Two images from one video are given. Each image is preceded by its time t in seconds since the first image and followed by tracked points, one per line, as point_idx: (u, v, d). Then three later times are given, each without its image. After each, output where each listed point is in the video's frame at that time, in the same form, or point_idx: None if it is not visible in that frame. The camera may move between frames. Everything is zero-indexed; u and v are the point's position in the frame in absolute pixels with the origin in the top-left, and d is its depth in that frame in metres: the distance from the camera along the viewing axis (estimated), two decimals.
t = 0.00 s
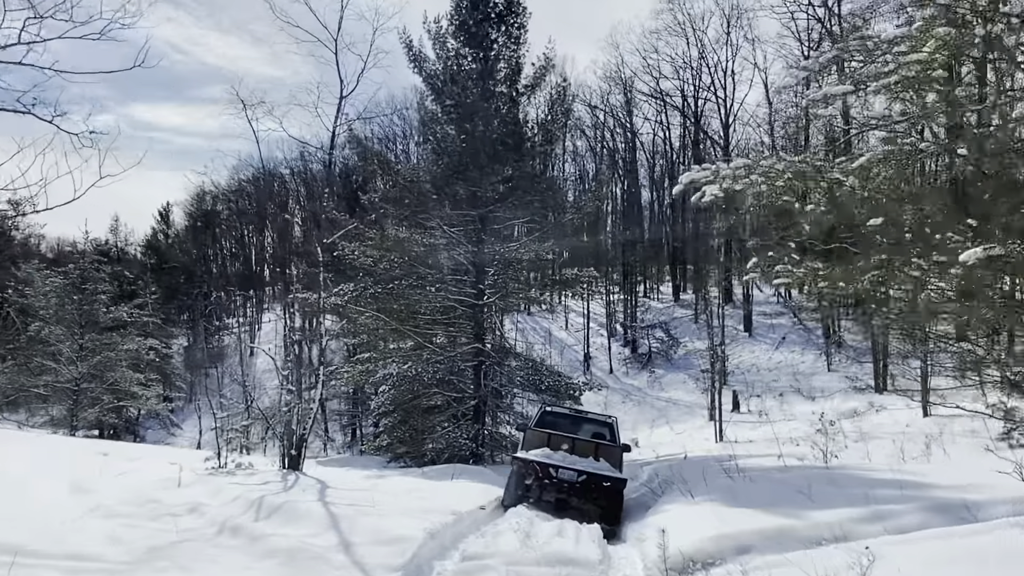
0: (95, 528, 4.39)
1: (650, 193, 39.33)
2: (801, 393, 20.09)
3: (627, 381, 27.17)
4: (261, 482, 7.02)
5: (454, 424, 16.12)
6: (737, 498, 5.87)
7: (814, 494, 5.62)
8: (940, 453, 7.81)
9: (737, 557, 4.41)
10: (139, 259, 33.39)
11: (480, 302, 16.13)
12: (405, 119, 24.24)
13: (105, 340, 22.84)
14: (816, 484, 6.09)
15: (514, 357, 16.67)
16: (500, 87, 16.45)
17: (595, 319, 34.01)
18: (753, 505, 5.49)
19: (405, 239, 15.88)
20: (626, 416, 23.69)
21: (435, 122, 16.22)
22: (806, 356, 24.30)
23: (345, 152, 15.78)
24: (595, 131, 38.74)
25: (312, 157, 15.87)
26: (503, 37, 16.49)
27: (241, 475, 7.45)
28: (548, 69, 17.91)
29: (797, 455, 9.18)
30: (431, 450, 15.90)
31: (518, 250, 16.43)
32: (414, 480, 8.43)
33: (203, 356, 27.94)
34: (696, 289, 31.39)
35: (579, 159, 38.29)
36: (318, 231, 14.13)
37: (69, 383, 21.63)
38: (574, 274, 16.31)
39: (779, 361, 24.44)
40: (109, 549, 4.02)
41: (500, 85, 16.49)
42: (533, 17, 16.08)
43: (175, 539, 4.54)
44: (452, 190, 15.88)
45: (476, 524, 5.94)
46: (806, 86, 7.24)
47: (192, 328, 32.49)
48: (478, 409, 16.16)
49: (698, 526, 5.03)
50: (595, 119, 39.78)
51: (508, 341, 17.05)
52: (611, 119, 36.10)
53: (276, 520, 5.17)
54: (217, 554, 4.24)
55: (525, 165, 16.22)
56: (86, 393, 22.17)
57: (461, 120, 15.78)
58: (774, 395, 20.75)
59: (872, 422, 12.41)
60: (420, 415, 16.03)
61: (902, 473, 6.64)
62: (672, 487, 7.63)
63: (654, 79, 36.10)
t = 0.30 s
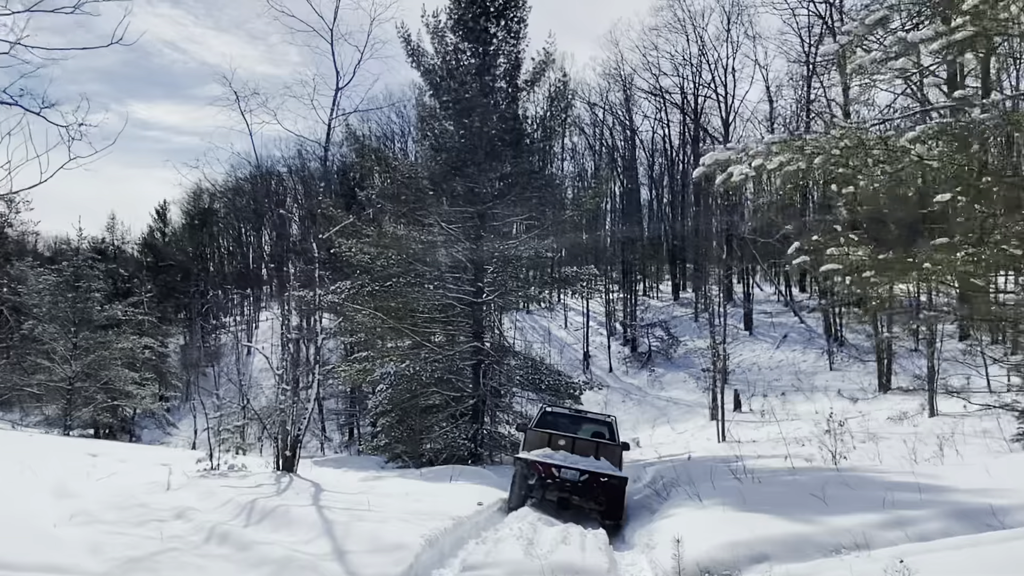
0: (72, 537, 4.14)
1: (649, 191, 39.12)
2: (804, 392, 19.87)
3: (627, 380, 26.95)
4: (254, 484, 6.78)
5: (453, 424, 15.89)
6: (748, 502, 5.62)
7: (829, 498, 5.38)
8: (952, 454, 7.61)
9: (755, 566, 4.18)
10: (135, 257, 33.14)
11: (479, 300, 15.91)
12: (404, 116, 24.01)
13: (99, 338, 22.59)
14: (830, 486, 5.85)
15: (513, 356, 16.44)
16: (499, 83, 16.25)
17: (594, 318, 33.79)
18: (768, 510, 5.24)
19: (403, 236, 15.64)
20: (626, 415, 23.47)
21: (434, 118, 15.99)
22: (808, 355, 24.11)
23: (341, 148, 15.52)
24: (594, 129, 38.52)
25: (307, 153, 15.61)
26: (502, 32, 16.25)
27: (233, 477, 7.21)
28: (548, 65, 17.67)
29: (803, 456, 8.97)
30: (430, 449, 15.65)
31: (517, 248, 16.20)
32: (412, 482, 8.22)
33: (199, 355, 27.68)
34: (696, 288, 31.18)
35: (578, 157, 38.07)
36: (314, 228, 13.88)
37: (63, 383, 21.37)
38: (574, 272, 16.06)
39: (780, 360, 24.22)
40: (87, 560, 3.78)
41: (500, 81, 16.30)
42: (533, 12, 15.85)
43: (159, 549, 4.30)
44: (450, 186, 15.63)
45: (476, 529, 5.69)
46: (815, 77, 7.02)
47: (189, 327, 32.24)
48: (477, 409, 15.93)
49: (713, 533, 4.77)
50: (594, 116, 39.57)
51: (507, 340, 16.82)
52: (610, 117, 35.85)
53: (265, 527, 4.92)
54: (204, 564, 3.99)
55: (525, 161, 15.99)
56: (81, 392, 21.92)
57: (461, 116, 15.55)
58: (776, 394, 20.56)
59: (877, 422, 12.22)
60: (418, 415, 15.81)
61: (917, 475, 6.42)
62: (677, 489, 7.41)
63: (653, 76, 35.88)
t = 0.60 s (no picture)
0: (47, 547, 3.92)
1: (648, 188, 38.91)
2: (805, 392, 19.68)
3: (626, 379, 26.74)
4: (245, 487, 6.58)
5: (451, 423, 15.69)
6: (759, 507, 5.39)
7: (843, 503, 5.16)
8: (967, 455, 7.42)
9: None
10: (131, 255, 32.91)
11: (477, 298, 15.70)
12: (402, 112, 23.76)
13: (93, 337, 22.35)
14: (844, 490, 5.63)
15: (511, 354, 16.23)
16: (498, 79, 16.04)
17: (593, 316, 33.58)
18: (782, 516, 5.01)
19: (401, 233, 15.44)
20: (625, 415, 23.28)
21: (432, 115, 15.77)
22: (810, 353, 23.94)
23: (339, 144, 15.33)
24: (593, 127, 38.34)
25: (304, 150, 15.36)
26: (500, 26, 16.03)
27: (223, 479, 6.99)
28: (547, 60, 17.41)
29: (807, 457, 8.79)
30: (427, 449, 15.43)
31: (516, 244, 15.96)
32: (410, 485, 8.06)
33: (194, 353, 27.44)
34: (696, 286, 31.04)
35: (577, 154, 37.85)
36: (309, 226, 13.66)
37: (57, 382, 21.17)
38: (573, 271, 15.83)
39: (780, 359, 24.05)
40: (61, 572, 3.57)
41: (498, 77, 16.08)
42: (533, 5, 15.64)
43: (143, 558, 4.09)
44: (448, 182, 15.40)
45: (475, 537, 5.46)
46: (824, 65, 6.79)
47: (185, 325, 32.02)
48: (475, 409, 15.73)
49: (728, 542, 4.54)
50: (592, 114, 39.34)
51: (506, 339, 16.60)
52: (610, 114, 35.84)
53: (254, 535, 4.70)
54: None
55: (524, 157, 15.78)
56: (74, 392, 21.68)
57: (459, 112, 15.34)
58: (778, 393, 20.37)
59: (883, 422, 12.04)
60: (415, 415, 15.59)
61: (928, 479, 6.22)
62: (682, 491, 7.25)
63: (653, 72, 35.74)
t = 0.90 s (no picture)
0: (20, 556, 3.70)
1: (646, 186, 38.69)
2: (806, 390, 19.49)
3: (624, 378, 26.55)
4: (235, 490, 6.37)
5: (448, 422, 15.48)
6: (770, 511, 5.18)
7: (856, 506, 4.95)
8: (978, 455, 7.22)
9: None
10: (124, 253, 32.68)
11: (474, 296, 15.50)
12: (397, 110, 23.49)
13: (85, 336, 22.13)
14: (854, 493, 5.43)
15: (508, 353, 16.03)
16: (495, 74, 15.81)
17: (591, 314, 33.37)
18: (794, 521, 4.80)
19: (397, 230, 15.24)
20: (623, 414, 23.09)
21: (428, 110, 15.54)
22: (809, 351, 23.76)
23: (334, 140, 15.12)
24: (590, 124, 38.13)
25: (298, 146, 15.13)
26: (497, 21, 15.80)
27: (213, 482, 6.77)
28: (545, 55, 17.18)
29: (810, 458, 8.59)
30: (424, 449, 15.23)
31: (513, 241, 15.76)
32: (405, 487, 7.87)
33: (188, 353, 27.18)
34: (695, 284, 30.88)
35: (574, 151, 37.60)
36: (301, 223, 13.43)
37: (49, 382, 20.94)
38: (570, 268, 15.62)
39: (780, 357, 23.86)
40: None
41: (495, 72, 15.85)
42: None
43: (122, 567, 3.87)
44: (444, 179, 15.19)
45: (473, 543, 5.25)
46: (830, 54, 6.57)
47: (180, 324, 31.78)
48: (472, 408, 15.56)
49: (740, 551, 4.33)
50: (590, 111, 39.12)
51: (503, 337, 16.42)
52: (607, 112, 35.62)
53: (240, 543, 4.48)
54: None
55: (521, 153, 15.55)
56: (65, 392, 21.47)
57: (455, 107, 15.11)
58: (777, 391, 20.19)
59: (887, 422, 11.85)
60: (412, 414, 15.40)
61: (941, 480, 6.02)
62: (684, 493, 7.06)
63: (650, 70, 35.55)
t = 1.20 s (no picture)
0: None
1: (641, 182, 38.49)
2: (804, 387, 19.32)
3: (621, 375, 26.38)
4: (223, 493, 6.14)
5: (444, 421, 15.28)
6: (778, 515, 4.97)
7: (868, 510, 4.75)
8: (988, 454, 7.01)
9: None
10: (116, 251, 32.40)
11: (470, 293, 15.30)
12: (391, 105, 23.27)
13: (74, 334, 21.88)
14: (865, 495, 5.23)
15: (505, 350, 15.79)
16: (489, 68, 15.59)
17: (587, 311, 33.18)
18: (804, 526, 4.60)
19: (391, 227, 15.15)
20: (620, 412, 22.90)
21: (422, 104, 15.32)
22: (807, 348, 23.60)
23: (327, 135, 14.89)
24: (586, 120, 37.91)
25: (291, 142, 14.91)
26: (492, 15, 15.55)
27: (200, 485, 6.54)
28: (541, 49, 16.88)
29: (813, 457, 8.40)
30: (420, 448, 15.04)
31: (509, 238, 15.52)
32: (399, 488, 7.66)
33: (181, 351, 26.93)
34: (691, 280, 30.72)
35: (570, 147, 37.38)
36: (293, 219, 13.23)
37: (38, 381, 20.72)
38: (566, 264, 15.44)
39: (777, 353, 23.70)
40: None
41: (490, 65, 15.63)
42: None
43: None
44: (439, 175, 14.94)
45: (469, 549, 5.03)
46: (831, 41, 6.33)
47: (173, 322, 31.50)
48: (468, 406, 15.40)
49: (750, 558, 4.09)
50: (585, 107, 38.89)
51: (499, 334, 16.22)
52: (604, 109, 35.67)
53: (223, 551, 4.26)
54: None
55: (517, 147, 15.32)
56: (55, 390, 21.24)
57: (449, 101, 14.89)
58: (776, 388, 20.04)
59: (889, 419, 11.66)
60: (407, 413, 15.22)
61: (952, 480, 5.82)
62: (686, 493, 6.83)
63: (646, 65, 35.32)
